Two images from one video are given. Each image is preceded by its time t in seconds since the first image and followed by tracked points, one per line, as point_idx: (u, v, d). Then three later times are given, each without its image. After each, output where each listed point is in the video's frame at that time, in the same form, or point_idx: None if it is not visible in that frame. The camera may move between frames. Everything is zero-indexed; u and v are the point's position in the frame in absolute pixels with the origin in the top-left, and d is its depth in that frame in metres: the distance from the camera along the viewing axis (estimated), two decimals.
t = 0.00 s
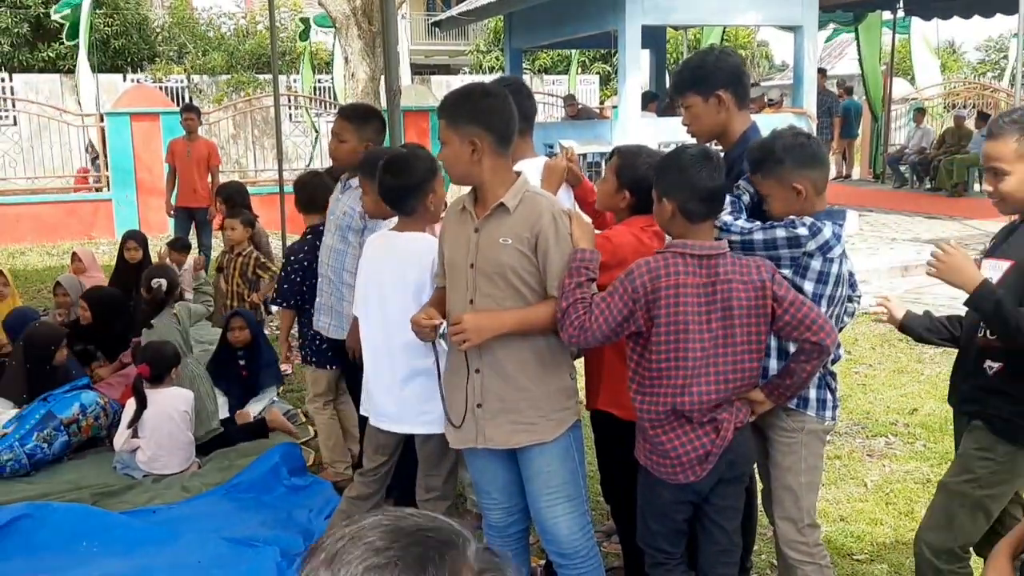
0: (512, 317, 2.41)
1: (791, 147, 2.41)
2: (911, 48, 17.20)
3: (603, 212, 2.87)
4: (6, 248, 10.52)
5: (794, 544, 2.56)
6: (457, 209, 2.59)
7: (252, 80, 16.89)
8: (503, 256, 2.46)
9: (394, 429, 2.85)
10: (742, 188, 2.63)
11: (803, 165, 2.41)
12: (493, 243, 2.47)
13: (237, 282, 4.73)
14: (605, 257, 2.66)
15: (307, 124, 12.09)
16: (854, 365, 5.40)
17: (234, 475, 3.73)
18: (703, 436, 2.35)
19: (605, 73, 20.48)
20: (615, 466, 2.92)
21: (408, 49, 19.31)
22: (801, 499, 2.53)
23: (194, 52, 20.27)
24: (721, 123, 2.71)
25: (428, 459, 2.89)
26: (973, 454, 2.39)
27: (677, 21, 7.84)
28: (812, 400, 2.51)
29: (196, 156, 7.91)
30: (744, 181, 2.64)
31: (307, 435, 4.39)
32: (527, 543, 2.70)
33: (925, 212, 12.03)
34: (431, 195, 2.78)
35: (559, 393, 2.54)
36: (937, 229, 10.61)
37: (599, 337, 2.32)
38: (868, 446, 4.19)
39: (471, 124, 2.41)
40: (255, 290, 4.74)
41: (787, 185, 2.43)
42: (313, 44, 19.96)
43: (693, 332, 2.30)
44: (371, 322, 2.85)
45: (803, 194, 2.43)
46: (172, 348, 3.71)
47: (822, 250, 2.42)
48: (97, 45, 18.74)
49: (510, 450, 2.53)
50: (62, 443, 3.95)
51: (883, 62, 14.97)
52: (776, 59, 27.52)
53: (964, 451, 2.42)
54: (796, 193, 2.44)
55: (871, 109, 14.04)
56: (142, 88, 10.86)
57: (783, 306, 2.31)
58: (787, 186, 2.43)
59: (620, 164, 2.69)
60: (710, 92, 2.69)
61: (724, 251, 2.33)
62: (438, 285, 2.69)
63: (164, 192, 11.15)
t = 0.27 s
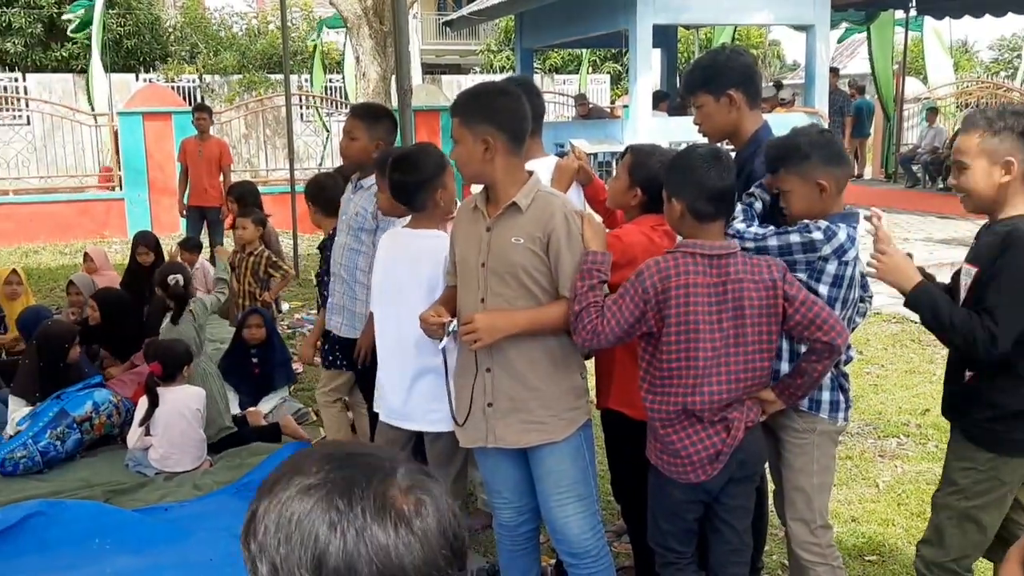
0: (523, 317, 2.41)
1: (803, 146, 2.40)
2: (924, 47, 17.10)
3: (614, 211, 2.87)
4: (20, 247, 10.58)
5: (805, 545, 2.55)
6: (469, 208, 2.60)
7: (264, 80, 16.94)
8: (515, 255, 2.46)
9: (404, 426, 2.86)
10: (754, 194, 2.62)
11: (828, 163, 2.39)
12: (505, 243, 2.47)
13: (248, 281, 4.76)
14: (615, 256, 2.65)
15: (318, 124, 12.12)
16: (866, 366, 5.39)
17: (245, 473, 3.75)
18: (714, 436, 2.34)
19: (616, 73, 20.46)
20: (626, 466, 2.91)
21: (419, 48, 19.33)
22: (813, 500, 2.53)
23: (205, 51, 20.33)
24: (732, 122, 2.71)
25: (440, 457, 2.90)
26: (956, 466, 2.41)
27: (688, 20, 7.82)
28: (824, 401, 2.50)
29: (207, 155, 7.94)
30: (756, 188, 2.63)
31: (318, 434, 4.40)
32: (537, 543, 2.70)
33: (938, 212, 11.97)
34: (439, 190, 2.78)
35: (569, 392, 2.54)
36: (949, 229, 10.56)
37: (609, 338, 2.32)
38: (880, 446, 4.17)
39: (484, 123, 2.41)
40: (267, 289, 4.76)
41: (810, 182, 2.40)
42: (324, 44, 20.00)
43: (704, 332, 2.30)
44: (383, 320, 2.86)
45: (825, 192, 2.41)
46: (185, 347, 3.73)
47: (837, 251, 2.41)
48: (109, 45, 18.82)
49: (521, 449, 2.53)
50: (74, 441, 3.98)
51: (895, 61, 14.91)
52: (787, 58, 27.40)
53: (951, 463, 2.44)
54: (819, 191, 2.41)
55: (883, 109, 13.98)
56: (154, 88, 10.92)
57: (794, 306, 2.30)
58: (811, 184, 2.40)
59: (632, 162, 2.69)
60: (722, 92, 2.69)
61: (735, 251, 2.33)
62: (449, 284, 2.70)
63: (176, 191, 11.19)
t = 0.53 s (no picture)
0: (536, 316, 2.41)
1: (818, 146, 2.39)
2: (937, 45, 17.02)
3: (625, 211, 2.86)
4: (33, 245, 10.62)
5: (818, 546, 2.55)
6: (481, 207, 2.60)
7: (275, 79, 16.97)
8: (528, 254, 2.46)
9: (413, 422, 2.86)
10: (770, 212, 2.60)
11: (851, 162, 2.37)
12: (518, 242, 2.47)
13: (260, 280, 4.78)
14: (627, 256, 2.65)
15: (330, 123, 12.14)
16: (879, 366, 5.37)
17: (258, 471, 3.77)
18: (728, 435, 2.34)
19: (627, 72, 20.43)
20: (638, 466, 2.91)
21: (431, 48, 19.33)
22: (827, 502, 2.52)
23: (217, 51, 20.37)
24: (745, 121, 2.70)
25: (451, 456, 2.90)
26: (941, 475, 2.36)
27: (700, 20, 7.80)
28: (838, 403, 2.49)
29: (219, 154, 7.97)
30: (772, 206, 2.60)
31: (329, 433, 4.41)
32: (548, 542, 2.71)
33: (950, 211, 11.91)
34: (461, 188, 2.78)
35: (581, 391, 2.54)
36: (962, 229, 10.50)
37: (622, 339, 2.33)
38: (893, 447, 4.16)
39: (497, 122, 2.41)
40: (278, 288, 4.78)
41: (829, 180, 2.37)
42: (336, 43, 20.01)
43: (717, 331, 2.30)
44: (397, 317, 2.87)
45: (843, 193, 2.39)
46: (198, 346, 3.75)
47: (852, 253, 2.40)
48: (121, 45, 18.88)
49: (532, 449, 2.54)
50: (88, 438, 4.00)
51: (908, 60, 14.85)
52: (800, 57, 27.29)
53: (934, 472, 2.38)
54: (838, 190, 2.39)
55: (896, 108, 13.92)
56: (167, 87, 10.97)
57: (808, 306, 2.30)
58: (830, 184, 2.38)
59: (644, 161, 2.70)
60: (734, 91, 2.68)
61: (748, 251, 2.33)
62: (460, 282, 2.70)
63: (188, 190, 11.22)
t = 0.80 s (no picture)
0: (553, 314, 2.41)
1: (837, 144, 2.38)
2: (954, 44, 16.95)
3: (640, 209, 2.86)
4: (51, 243, 10.70)
5: (833, 546, 2.55)
6: (498, 205, 2.60)
7: (291, 79, 17.05)
8: (544, 252, 2.46)
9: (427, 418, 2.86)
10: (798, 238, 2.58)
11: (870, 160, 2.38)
12: (535, 240, 2.47)
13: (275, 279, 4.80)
14: (644, 255, 2.65)
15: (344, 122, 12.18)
16: (896, 366, 5.35)
17: (273, 469, 3.79)
18: (745, 433, 2.34)
19: (642, 71, 20.42)
20: (654, 465, 2.91)
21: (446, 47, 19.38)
22: (845, 501, 2.51)
23: (233, 50, 20.48)
24: (761, 120, 2.70)
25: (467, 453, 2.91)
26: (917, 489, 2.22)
27: (716, 18, 7.79)
28: (857, 403, 2.48)
29: (236, 153, 8.01)
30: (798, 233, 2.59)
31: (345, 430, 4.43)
32: (563, 541, 2.71)
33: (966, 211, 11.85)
34: (479, 186, 2.78)
35: (597, 389, 2.54)
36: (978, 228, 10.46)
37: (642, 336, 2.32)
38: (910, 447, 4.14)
39: (515, 119, 2.42)
40: (294, 286, 4.81)
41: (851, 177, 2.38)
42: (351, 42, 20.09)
43: (737, 329, 2.30)
44: (415, 315, 2.88)
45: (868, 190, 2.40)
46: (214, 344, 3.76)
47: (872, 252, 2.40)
48: (139, 44, 19.00)
49: (548, 447, 2.54)
50: (105, 435, 4.03)
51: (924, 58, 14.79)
52: (814, 56, 27.21)
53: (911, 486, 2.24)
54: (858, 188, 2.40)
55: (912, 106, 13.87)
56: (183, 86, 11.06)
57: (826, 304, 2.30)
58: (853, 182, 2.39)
59: (657, 159, 2.70)
60: (751, 89, 2.68)
61: (766, 250, 2.33)
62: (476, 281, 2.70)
63: (204, 189, 11.26)
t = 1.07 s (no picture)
0: (568, 313, 2.41)
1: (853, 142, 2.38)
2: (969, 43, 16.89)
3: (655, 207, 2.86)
4: (65, 241, 10.77)
5: (846, 546, 2.55)
6: (513, 204, 2.61)
7: (304, 78, 17.10)
8: (559, 251, 2.46)
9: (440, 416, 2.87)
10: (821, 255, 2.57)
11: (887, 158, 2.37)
12: (550, 239, 2.48)
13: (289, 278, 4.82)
14: (660, 254, 2.64)
15: (357, 121, 12.21)
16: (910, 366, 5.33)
17: (286, 467, 3.80)
18: (760, 432, 2.34)
19: (655, 70, 20.41)
20: (668, 464, 2.91)
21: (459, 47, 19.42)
22: (859, 501, 2.50)
23: (247, 50, 20.54)
24: (776, 119, 2.70)
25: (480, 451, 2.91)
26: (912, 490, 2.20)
27: (729, 17, 7.78)
28: (876, 404, 2.46)
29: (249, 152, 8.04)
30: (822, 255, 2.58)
31: (359, 430, 4.44)
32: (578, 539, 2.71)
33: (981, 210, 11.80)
34: (493, 184, 2.79)
35: (611, 388, 2.54)
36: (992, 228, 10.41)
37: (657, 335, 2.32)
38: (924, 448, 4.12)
39: (530, 118, 2.42)
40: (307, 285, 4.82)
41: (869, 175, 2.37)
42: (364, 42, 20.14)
43: (753, 329, 2.30)
44: (428, 313, 2.89)
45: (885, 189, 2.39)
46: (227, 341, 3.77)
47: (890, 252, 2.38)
48: (153, 44, 19.07)
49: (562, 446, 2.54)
50: (120, 433, 4.06)
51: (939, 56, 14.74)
52: (828, 55, 27.14)
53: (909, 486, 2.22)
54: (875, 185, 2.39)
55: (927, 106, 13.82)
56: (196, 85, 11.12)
57: (842, 305, 2.30)
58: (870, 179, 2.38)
59: (670, 157, 2.70)
60: (766, 88, 2.68)
61: (783, 249, 2.33)
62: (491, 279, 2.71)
63: (217, 188, 11.31)
